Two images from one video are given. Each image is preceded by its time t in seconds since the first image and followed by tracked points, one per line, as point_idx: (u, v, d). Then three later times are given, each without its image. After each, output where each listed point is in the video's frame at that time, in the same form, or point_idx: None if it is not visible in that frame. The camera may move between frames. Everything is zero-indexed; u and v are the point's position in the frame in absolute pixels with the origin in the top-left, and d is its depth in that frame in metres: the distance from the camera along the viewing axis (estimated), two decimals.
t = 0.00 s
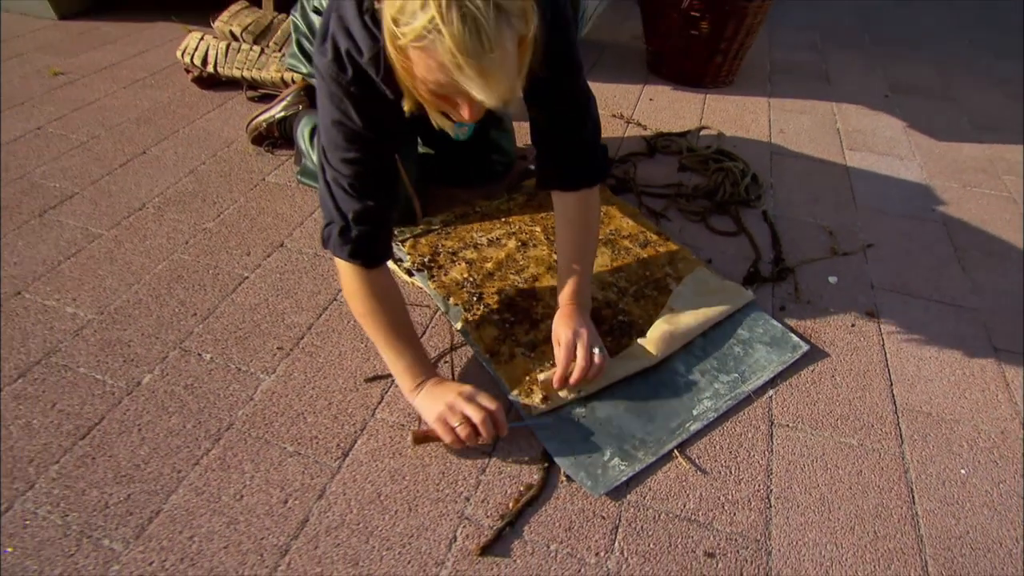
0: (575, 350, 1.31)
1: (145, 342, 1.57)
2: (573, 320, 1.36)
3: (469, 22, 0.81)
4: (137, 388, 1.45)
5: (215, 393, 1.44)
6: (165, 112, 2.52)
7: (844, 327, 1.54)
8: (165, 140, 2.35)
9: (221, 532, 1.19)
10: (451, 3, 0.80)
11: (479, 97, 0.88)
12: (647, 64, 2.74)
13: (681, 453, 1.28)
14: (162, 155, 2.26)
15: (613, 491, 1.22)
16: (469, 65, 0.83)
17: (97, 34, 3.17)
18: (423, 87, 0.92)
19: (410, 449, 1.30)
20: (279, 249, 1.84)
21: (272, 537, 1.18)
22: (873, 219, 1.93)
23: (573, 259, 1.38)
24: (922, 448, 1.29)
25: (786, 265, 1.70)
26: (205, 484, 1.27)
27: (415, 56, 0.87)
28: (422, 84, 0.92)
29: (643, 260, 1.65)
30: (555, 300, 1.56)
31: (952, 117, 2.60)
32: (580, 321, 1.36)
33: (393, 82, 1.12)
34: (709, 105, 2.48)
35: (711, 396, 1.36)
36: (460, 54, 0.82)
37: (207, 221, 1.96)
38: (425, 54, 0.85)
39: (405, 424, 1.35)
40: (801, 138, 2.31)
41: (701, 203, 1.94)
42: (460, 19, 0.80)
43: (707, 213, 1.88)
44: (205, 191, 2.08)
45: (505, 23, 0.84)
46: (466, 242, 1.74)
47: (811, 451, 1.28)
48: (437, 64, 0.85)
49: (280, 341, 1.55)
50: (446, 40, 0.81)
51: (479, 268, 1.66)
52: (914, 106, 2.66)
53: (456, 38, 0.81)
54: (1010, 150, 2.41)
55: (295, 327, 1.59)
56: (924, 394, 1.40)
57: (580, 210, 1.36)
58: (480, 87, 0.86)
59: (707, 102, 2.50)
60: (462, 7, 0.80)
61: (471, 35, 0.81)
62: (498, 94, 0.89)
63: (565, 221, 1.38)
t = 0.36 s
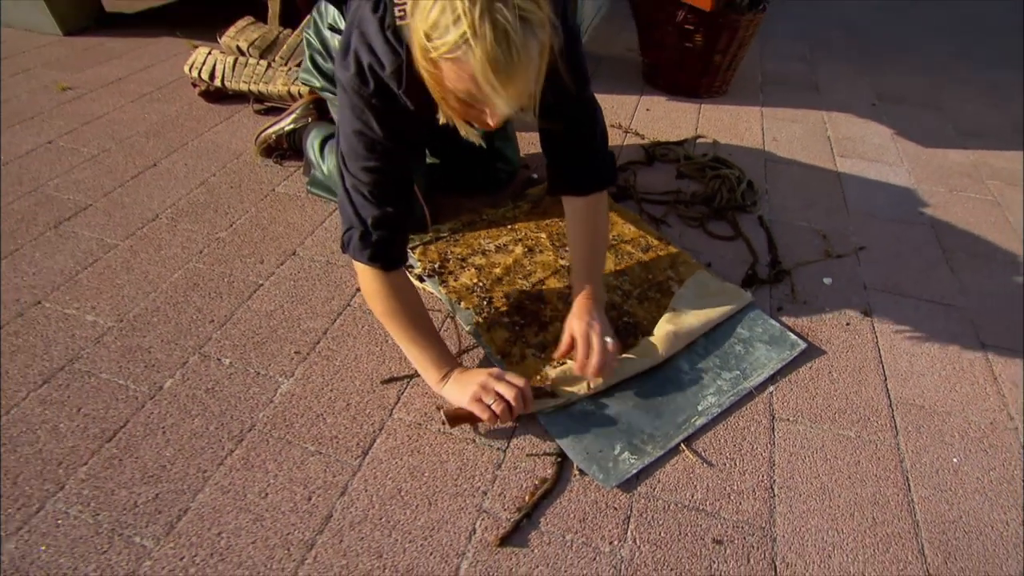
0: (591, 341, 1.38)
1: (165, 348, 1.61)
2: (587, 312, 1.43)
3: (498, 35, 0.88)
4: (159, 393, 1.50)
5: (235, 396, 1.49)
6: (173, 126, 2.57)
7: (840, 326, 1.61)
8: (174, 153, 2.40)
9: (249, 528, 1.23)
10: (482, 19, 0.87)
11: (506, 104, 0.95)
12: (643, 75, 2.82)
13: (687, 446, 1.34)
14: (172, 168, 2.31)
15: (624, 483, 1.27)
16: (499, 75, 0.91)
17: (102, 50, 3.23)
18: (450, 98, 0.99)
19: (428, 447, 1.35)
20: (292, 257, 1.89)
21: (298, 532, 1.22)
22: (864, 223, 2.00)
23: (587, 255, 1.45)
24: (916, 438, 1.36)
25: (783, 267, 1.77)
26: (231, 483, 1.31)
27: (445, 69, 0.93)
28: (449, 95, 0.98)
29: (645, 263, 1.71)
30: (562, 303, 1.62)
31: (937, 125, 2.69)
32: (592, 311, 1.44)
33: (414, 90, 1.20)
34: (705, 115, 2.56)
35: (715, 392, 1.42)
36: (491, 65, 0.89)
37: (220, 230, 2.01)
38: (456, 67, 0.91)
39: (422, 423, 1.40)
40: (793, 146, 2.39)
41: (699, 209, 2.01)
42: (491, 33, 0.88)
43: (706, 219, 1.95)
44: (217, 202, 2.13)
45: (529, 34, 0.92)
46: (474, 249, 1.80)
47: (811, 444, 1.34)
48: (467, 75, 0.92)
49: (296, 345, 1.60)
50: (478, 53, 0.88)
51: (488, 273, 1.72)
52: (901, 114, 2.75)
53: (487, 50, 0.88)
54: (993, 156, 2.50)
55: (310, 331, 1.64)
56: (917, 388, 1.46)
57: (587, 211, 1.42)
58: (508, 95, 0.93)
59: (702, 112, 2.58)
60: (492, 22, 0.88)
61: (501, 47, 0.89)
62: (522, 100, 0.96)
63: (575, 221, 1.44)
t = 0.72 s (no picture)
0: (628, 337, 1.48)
1: (182, 357, 1.66)
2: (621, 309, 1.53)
3: (522, 52, 0.97)
4: (178, 401, 1.55)
5: (252, 403, 1.53)
6: (180, 142, 2.64)
7: (832, 328, 1.68)
8: (183, 168, 2.46)
9: (271, 529, 1.28)
10: (507, 36, 0.96)
11: (527, 116, 1.03)
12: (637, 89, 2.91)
13: (690, 444, 1.40)
14: (181, 183, 2.37)
15: (630, 481, 1.33)
16: (522, 88, 0.99)
17: (106, 67, 3.28)
18: (471, 112, 1.07)
19: (441, 449, 1.40)
20: (302, 268, 1.94)
21: (319, 532, 1.27)
22: (853, 230, 2.08)
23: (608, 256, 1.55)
24: (907, 434, 1.42)
25: (777, 273, 1.85)
26: (252, 486, 1.35)
27: (470, 84, 1.01)
28: (471, 110, 1.06)
29: (646, 270, 1.78)
30: (567, 310, 1.69)
31: (922, 134, 2.79)
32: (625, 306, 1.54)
33: (429, 107, 1.25)
34: (698, 127, 2.65)
35: (715, 392, 1.49)
36: (516, 79, 0.97)
37: (231, 243, 2.06)
38: (482, 81, 0.99)
39: (435, 426, 1.45)
40: (784, 156, 2.48)
41: (695, 218, 2.08)
42: (516, 49, 0.96)
43: (701, 228, 2.03)
44: (226, 215, 2.19)
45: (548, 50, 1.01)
46: (480, 259, 1.86)
47: (808, 441, 1.40)
48: (492, 89, 0.99)
49: (310, 353, 1.65)
50: (503, 67, 0.96)
51: (494, 282, 1.78)
52: (886, 124, 2.85)
53: (513, 65, 0.96)
54: (975, 164, 2.60)
55: (323, 340, 1.69)
56: (907, 387, 1.53)
57: (602, 218, 1.53)
58: (531, 105, 1.01)
59: (695, 124, 2.67)
60: (516, 40, 0.96)
61: (524, 63, 0.97)
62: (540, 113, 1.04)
63: (592, 227, 1.54)
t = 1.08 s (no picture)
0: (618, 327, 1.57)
1: (202, 366, 1.72)
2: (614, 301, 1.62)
3: (559, 69, 1.07)
4: (200, 408, 1.60)
5: (273, 410, 1.59)
6: (190, 157, 2.71)
7: (826, 332, 1.76)
8: (195, 183, 2.53)
9: (295, 528, 1.33)
10: (547, 55, 1.06)
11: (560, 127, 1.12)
12: (634, 104, 3.00)
13: (693, 444, 1.47)
14: (193, 197, 2.44)
15: (637, 479, 1.40)
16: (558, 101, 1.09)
17: (114, 85, 3.35)
18: (505, 125, 1.15)
19: (456, 451, 1.46)
20: (315, 279, 2.01)
21: (342, 531, 1.32)
22: (844, 239, 2.17)
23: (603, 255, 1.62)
24: (898, 432, 1.50)
25: (772, 280, 1.93)
26: (275, 488, 1.41)
27: (508, 99, 1.09)
28: (505, 123, 1.14)
29: (647, 279, 1.86)
30: (572, 318, 1.76)
31: (909, 146, 2.89)
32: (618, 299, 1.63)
33: (452, 119, 1.36)
34: (694, 140, 2.74)
35: (715, 394, 1.56)
36: (554, 93, 1.06)
37: (245, 256, 2.13)
38: (521, 95, 1.07)
39: (449, 429, 1.51)
40: (777, 168, 2.57)
41: (693, 228, 2.16)
42: (554, 66, 1.06)
43: (699, 238, 2.11)
44: (239, 229, 2.25)
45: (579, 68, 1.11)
46: (487, 269, 1.94)
47: (805, 440, 1.47)
48: (529, 102, 1.08)
49: (326, 361, 1.71)
50: (543, 82, 1.05)
51: (501, 291, 1.85)
52: (875, 136, 2.95)
53: (551, 79, 1.06)
54: (960, 175, 2.70)
55: (338, 348, 1.75)
56: (897, 387, 1.61)
57: (602, 225, 1.59)
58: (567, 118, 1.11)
59: (691, 138, 2.76)
60: (554, 57, 1.06)
61: (559, 79, 1.07)
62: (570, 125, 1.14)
63: (590, 233, 1.60)
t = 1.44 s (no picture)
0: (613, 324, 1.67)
1: (224, 371, 1.78)
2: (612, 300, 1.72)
3: (590, 81, 1.18)
4: (225, 411, 1.66)
5: (295, 412, 1.65)
6: (204, 170, 2.78)
7: (824, 335, 1.84)
8: (209, 195, 2.60)
9: (321, 524, 1.39)
10: (580, 70, 1.16)
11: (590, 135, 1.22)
12: (634, 116, 3.09)
13: (700, 442, 1.54)
14: (208, 209, 2.51)
15: (647, 474, 1.46)
16: (589, 112, 1.19)
17: (126, 100, 3.43)
18: (537, 136, 1.24)
19: (474, 450, 1.53)
20: (330, 287, 2.07)
21: (367, 526, 1.38)
22: (839, 246, 2.25)
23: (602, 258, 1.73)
24: (895, 428, 1.57)
25: (772, 286, 2.01)
26: (300, 487, 1.47)
27: (542, 111, 1.19)
28: (538, 134, 1.23)
29: (652, 285, 1.93)
30: (581, 322, 1.83)
31: (901, 156, 2.99)
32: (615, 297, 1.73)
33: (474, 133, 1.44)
34: (693, 151, 2.83)
35: (720, 394, 1.63)
36: (587, 103, 1.17)
37: (261, 265, 2.20)
38: (555, 108, 1.17)
39: (466, 430, 1.58)
40: (773, 178, 2.66)
41: (694, 236, 2.24)
42: (586, 79, 1.17)
43: (700, 246, 2.19)
44: (255, 239, 2.32)
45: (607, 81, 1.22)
46: (497, 277, 2.01)
47: (807, 436, 1.54)
48: (563, 112, 1.18)
49: (345, 365, 1.78)
50: (578, 94, 1.16)
51: (512, 298, 1.92)
52: (867, 146, 3.05)
53: (584, 91, 1.16)
54: (950, 184, 2.79)
55: (356, 353, 1.81)
56: (893, 386, 1.68)
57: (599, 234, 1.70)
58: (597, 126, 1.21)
59: (690, 149, 2.85)
60: (586, 71, 1.17)
61: (591, 91, 1.18)
62: (598, 132, 1.24)
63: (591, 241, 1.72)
